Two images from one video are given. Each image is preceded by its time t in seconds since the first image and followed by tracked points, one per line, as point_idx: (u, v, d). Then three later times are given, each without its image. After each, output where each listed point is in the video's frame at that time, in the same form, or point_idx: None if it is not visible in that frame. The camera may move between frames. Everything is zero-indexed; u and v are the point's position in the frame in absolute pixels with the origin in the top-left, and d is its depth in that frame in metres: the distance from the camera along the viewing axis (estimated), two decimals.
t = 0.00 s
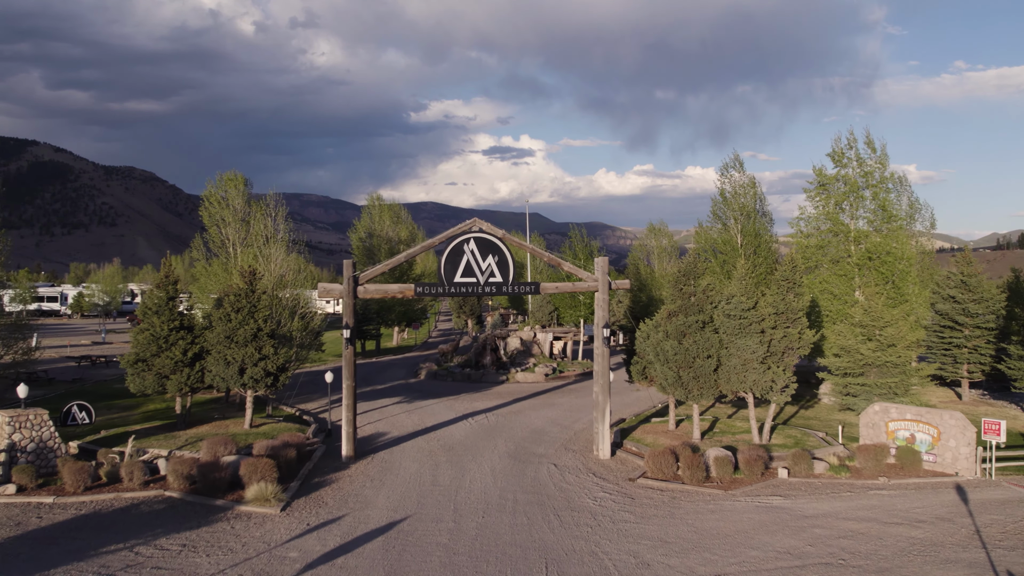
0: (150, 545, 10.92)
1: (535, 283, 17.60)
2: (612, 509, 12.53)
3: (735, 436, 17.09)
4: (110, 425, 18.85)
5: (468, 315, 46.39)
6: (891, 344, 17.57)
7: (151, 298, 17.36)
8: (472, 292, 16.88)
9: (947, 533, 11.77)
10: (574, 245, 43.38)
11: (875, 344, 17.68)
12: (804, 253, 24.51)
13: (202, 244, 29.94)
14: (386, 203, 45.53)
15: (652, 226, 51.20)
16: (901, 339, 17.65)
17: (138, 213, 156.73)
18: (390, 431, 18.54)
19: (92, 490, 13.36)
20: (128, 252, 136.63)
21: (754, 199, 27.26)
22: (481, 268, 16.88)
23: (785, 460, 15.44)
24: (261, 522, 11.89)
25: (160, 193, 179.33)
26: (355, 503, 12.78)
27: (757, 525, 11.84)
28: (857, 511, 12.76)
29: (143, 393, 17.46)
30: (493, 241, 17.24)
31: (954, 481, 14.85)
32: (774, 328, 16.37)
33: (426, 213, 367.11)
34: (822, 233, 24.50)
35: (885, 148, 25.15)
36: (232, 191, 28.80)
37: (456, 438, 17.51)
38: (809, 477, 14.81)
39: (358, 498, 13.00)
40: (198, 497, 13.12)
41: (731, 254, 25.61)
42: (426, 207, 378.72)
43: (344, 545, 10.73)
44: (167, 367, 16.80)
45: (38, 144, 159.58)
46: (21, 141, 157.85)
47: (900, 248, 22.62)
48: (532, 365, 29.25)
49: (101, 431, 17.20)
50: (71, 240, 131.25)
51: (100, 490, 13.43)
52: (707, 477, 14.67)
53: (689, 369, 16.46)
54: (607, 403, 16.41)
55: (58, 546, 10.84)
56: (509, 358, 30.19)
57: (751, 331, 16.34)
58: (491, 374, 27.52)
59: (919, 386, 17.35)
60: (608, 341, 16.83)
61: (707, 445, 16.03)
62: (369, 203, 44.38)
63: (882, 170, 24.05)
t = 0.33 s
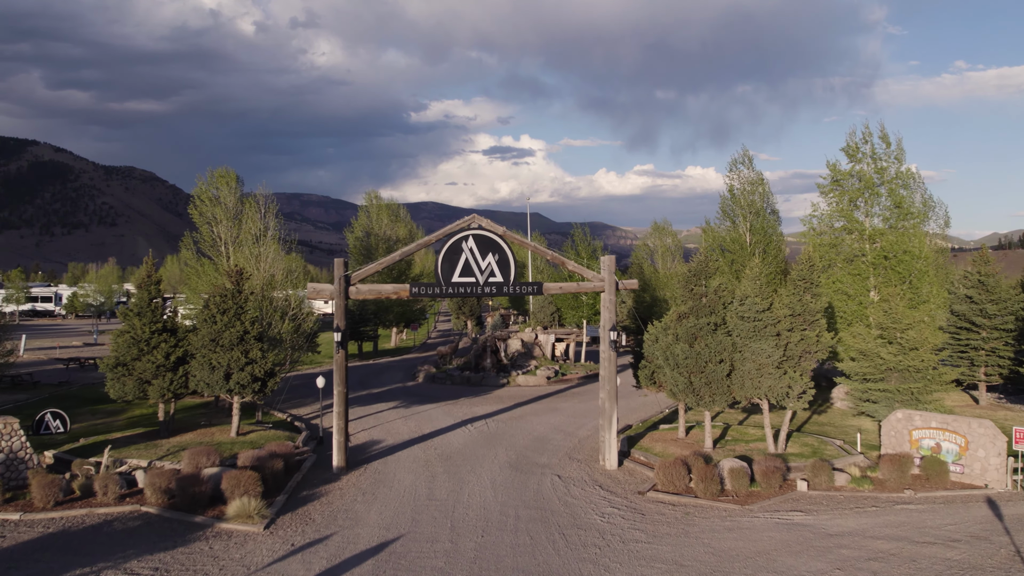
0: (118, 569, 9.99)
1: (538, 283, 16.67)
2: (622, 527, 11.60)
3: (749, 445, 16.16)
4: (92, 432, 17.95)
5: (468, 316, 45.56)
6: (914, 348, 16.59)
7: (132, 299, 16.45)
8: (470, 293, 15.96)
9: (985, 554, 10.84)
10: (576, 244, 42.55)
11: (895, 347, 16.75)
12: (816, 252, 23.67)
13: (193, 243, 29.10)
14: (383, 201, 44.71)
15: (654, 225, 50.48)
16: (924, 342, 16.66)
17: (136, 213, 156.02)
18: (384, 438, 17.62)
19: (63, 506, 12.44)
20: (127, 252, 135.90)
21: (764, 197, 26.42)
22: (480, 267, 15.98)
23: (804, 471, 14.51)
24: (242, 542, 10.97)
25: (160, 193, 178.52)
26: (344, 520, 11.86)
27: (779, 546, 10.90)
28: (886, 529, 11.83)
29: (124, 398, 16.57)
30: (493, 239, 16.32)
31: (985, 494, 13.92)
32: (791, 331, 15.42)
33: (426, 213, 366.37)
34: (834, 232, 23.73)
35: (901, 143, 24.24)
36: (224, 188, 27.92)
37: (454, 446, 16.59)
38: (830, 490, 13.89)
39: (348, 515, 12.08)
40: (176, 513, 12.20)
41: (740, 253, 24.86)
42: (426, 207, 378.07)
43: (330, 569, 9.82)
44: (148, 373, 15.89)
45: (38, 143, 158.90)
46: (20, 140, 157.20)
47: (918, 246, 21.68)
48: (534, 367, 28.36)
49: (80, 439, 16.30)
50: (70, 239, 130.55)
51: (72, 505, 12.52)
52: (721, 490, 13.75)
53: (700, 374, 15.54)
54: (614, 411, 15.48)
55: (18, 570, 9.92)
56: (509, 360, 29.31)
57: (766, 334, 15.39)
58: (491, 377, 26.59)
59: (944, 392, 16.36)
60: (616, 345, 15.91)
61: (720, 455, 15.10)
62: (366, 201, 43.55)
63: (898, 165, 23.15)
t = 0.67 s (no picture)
0: None
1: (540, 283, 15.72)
2: (634, 548, 10.67)
3: (764, 455, 15.24)
4: (71, 439, 17.05)
5: (467, 317, 44.71)
6: (938, 351, 15.62)
7: (110, 300, 15.52)
8: (469, 294, 15.04)
9: None
10: (580, 243, 41.89)
11: (918, 351, 15.78)
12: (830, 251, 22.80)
13: (183, 241, 28.20)
14: (381, 200, 43.86)
15: (657, 223, 49.78)
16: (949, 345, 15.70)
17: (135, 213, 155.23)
18: (378, 446, 16.69)
19: (28, 523, 11.51)
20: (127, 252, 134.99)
21: (774, 193, 25.50)
22: (479, 266, 15.06)
23: (826, 484, 13.59)
24: (219, 565, 10.05)
25: (160, 193, 177.82)
26: (332, 539, 10.95)
27: (805, 569, 9.97)
28: (919, 549, 10.89)
29: (102, 404, 15.67)
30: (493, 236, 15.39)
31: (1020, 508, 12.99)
32: (810, 334, 14.49)
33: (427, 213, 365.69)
34: (849, 232, 22.86)
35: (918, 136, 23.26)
36: (216, 184, 27.00)
37: (451, 456, 15.66)
38: (853, 504, 12.99)
39: (336, 533, 11.17)
40: (151, 531, 11.26)
41: (750, 253, 24.01)
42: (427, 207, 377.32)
43: None
44: (127, 378, 14.97)
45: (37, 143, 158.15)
46: (20, 140, 156.54)
47: (937, 244, 20.74)
48: (535, 370, 27.46)
49: (56, 449, 15.38)
50: (68, 239, 129.78)
51: (37, 522, 11.58)
52: (739, 504, 12.82)
53: (713, 380, 14.63)
54: (622, 418, 14.55)
55: None
56: (510, 362, 28.39)
57: (783, 337, 14.45)
58: (491, 381, 25.62)
59: (971, 398, 15.39)
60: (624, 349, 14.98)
61: (735, 467, 14.17)
62: (363, 199, 42.69)
63: (915, 159, 22.17)
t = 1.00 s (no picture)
0: None
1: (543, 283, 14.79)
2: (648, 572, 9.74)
3: (782, 466, 14.30)
4: (49, 447, 16.16)
5: (467, 317, 43.79)
6: (967, 355, 14.65)
7: (86, 301, 14.60)
8: (468, 293, 14.12)
9: None
10: (583, 240, 41.44)
11: (945, 354, 14.85)
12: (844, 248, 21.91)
13: (173, 239, 27.30)
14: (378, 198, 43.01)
15: (662, 221, 48.96)
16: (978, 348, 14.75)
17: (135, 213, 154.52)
18: (371, 455, 15.75)
19: None
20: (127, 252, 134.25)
21: (785, 189, 24.59)
22: (478, 264, 14.14)
23: (851, 498, 12.65)
24: None
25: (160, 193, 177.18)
26: (317, 561, 10.02)
27: None
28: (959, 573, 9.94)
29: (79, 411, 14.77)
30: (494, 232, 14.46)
31: None
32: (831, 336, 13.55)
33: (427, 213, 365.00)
34: (864, 228, 21.93)
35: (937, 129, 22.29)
36: (206, 180, 26.09)
37: (449, 466, 14.73)
38: (881, 520, 12.06)
39: (322, 554, 10.23)
40: (121, 551, 10.29)
41: (760, 251, 23.14)
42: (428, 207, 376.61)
43: None
44: (104, 383, 14.07)
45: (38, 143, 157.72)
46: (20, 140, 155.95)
47: (958, 242, 19.80)
48: (537, 373, 26.53)
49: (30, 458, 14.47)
50: (67, 238, 128.99)
51: None
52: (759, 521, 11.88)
53: (729, 385, 13.71)
54: (631, 427, 13.62)
55: None
56: (511, 365, 27.48)
57: (803, 340, 13.52)
58: (491, 385, 24.65)
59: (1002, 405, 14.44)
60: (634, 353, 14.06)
61: (752, 479, 13.23)
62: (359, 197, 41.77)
63: (934, 153, 21.21)
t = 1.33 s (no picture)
0: None
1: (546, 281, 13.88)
2: None
3: (803, 477, 13.38)
4: (24, 455, 15.26)
5: (468, 317, 42.87)
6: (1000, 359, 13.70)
7: (59, 300, 13.68)
8: (466, 293, 13.21)
9: None
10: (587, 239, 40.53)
11: (975, 358, 13.93)
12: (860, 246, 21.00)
13: (163, 237, 26.36)
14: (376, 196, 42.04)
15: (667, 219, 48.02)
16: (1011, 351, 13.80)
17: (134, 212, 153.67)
18: (364, 465, 14.83)
19: None
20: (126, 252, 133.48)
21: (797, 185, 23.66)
22: (476, 262, 13.23)
23: (879, 513, 11.74)
24: None
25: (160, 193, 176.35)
26: None
27: None
28: None
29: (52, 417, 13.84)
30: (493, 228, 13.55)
31: None
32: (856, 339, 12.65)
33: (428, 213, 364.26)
34: (881, 224, 21.01)
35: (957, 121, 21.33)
36: (195, 175, 25.12)
37: (446, 477, 13.80)
38: (913, 537, 11.15)
39: None
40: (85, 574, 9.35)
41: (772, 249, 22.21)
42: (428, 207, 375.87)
43: None
44: (77, 389, 13.15)
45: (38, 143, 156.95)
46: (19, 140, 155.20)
47: (980, 238, 18.87)
48: (539, 375, 25.61)
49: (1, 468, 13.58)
50: (66, 238, 128.10)
51: None
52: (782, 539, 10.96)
53: (746, 391, 12.80)
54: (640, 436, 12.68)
55: None
56: (512, 366, 26.55)
57: (826, 343, 12.60)
58: (492, 388, 23.73)
59: None
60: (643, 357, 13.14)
61: (771, 492, 12.31)
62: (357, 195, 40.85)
63: (955, 146, 20.26)
